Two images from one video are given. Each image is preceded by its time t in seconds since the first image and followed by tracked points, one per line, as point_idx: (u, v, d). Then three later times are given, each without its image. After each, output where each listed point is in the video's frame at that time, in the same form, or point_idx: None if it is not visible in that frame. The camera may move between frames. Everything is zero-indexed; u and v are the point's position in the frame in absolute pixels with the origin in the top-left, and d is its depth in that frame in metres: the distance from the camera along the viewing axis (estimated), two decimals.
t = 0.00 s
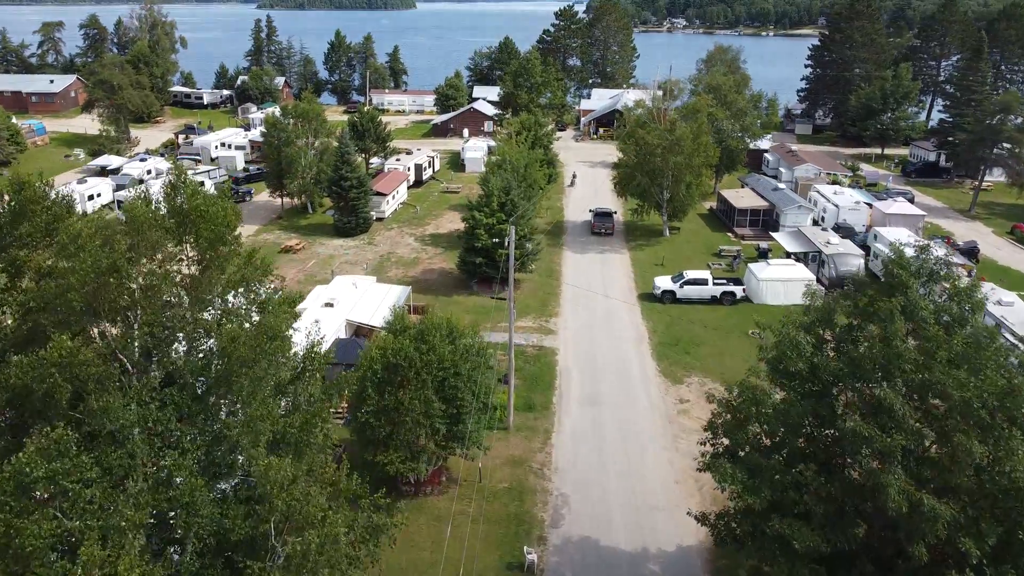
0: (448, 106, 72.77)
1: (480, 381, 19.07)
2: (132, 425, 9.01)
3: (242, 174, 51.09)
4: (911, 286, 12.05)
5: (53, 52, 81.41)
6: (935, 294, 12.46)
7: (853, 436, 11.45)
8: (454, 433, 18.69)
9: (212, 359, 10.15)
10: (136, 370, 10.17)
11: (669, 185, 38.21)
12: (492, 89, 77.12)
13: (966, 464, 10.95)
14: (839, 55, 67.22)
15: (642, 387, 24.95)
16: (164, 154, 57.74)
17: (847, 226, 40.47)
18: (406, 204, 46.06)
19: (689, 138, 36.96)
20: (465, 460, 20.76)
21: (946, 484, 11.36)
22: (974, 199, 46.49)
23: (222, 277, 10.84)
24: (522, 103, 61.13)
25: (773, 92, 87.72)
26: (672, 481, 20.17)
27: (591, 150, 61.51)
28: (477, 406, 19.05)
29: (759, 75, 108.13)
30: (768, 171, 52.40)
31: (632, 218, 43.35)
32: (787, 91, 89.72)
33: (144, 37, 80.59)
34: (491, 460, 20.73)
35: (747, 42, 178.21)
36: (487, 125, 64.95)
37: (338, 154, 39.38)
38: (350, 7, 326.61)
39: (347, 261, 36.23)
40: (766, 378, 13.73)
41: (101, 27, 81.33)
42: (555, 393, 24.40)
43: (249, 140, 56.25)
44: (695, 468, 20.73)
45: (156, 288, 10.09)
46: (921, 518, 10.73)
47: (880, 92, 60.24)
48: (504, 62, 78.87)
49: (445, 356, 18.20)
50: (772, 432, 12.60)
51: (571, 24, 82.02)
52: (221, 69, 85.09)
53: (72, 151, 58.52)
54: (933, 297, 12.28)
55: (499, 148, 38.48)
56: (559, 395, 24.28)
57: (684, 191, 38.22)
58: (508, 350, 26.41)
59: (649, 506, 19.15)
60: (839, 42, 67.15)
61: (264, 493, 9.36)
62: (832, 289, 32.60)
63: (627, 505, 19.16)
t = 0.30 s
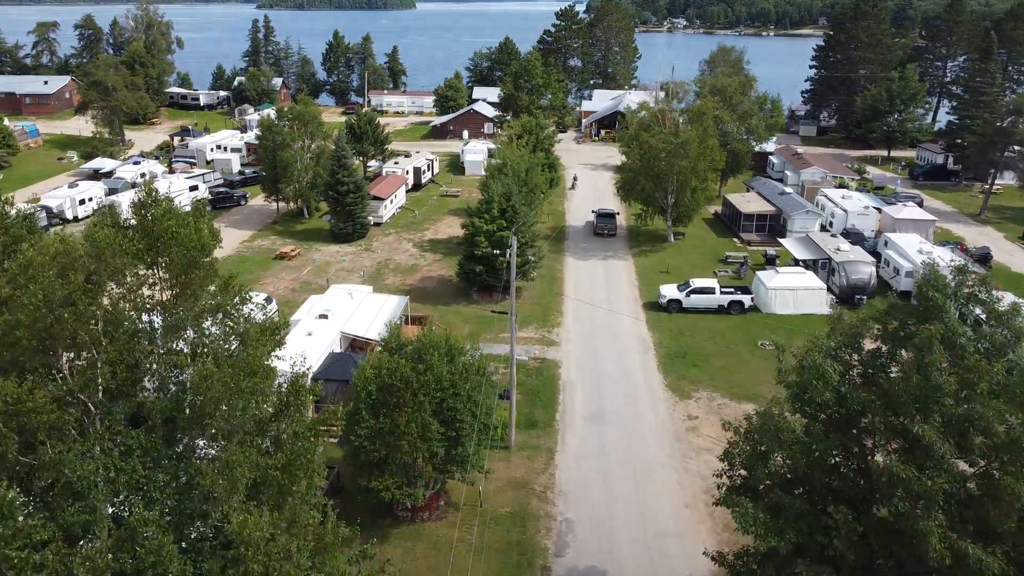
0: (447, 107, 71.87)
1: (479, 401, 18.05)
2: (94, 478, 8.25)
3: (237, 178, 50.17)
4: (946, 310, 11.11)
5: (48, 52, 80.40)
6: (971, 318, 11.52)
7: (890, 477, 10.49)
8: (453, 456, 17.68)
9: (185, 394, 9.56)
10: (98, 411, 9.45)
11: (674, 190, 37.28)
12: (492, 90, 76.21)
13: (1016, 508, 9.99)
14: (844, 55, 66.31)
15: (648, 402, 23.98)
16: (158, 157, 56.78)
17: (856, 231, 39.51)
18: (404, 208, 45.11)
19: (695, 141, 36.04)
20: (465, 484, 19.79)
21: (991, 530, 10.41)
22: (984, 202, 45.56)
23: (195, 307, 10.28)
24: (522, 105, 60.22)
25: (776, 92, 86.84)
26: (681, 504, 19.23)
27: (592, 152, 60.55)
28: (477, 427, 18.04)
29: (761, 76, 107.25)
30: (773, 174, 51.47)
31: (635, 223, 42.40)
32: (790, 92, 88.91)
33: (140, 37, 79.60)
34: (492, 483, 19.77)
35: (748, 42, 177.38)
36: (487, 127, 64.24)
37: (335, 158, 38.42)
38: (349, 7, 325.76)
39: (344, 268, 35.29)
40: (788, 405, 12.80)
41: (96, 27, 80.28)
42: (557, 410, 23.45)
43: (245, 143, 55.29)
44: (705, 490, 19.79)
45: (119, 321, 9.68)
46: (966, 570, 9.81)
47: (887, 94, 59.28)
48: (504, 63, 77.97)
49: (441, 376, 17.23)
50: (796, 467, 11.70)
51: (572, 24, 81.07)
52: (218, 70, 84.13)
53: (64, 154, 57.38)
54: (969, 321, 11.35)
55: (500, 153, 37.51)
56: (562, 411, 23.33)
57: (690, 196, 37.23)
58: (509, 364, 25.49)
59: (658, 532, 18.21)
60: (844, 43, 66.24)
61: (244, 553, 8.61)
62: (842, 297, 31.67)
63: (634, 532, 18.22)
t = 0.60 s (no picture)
0: (447, 109, 70.93)
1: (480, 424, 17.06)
2: (42, 538, 8.41)
3: (233, 181, 49.22)
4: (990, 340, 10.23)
5: (42, 53, 79.37)
6: (1016, 347, 10.63)
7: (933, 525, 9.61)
8: (451, 482, 16.72)
9: (149, 441, 9.84)
10: (53, 462, 9.52)
11: (678, 195, 36.36)
12: (492, 91, 75.23)
13: None
14: (850, 56, 65.36)
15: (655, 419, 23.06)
16: (153, 159, 55.88)
17: (865, 237, 38.56)
18: (402, 213, 44.16)
19: (702, 145, 35.10)
20: (465, 509, 18.83)
21: None
22: (995, 207, 44.61)
23: (159, 345, 10.23)
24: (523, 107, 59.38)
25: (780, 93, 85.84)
26: (691, 530, 18.28)
27: (594, 155, 59.61)
28: (478, 451, 17.03)
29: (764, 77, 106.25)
30: (779, 178, 50.54)
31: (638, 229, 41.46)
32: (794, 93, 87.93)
33: (136, 38, 78.70)
34: (493, 509, 18.80)
35: (749, 42, 176.25)
36: (487, 129, 63.27)
37: (331, 162, 37.43)
38: (348, 7, 324.84)
39: (340, 276, 34.33)
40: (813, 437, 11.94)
41: (91, 27, 79.35)
42: (561, 427, 22.49)
43: (240, 145, 54.29)
44: (716, 515, 18.82)
45: (73, 362, 9.55)
46: None
47: (893, 95, 58.35)
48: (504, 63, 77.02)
49: (439, 400, 16.24)
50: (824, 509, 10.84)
51: (573, 24, 80.12)
52: (215, 71, 83.16)
53: (58, 157, 56.56)
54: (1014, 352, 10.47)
55: (500, 157, 36.61)
56: (564, 428, 22.43)
57: (696, 201, 36.30)
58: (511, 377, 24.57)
59: (667, 561, 17.26)
60: (850, 43, 65.26)
61: None
62: (854, 306, 30.72)
63: (642, 560, 17.26)
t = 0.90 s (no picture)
0: (446, 110, 70.04)
1: (481, 450, 16.08)
2: None
3: (228, 185, 48.28)
4: None
5: (36, 54, 78.31)
6: None
7: None
8: (450, 513, 15.75)
9: (106, 503, 9.10)
10: None
11: (684, 201, 35.41)
12: (491, 93, 74.32)
13: None
14: (856, 57, 64.46)
15: (662, 437, 22.14)
16: (147, 162, 54.87)
17: (874, 243, 37.59)
18: (400, 218, 43.21)
19: (708, 149, 34.20)
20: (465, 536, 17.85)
21: None
22: (1006, 211, 43.67)
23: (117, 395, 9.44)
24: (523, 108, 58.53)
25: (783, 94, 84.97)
26: (702, 560, 17.34)
27: (596, 157, 58.66)
28: (478, 478, 16.04)
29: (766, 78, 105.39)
30: (785, 181, 49.59)
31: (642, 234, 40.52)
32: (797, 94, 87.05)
33: (132, 39, 77.74)
34: (495, 536, 17.83)
35: (749, 42, 175.27)
36: (487, 131, 62.33)
37: (327, 166, 36.45)
38: (347, 8, 323.73)
39: (336, 284, 33.38)
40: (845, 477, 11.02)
41: (86, 28, 78.33)
42: (564, 446, 21.54)
43: (236, 148, 53.33)
44: (730, 543, 17.88)
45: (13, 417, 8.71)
46: None
47: (900, 97, 57.44)
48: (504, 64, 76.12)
49: (437, 425, 15.25)
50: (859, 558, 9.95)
51: (574, 25, 79.23)
52: (212, 71, 82.17)
53: (51, 160, 55.62)
54: None
55: (501, 161, 35.65)
56: (568, 447, 21.49)
57: (702, 207, 35.35)
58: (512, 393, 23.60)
59: None
60: (855, 44, 64.35)
61: None
62: (866, 316, 29.76)
63: None
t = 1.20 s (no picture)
0: (446, 112, 69.20)
1: (483, 479, 15.11)
2: None
3: (223, 190, 47.35)
4: None
5: (31, 55, 77.34)
6: None
7: None
8: (448, 547, 14.77)
9: None
10: None
11: (690, 206, 34.46)
12: (491, 94, 73.43)
13: None
14: (862, 58, 63.54)
15: (672, 456, 21.21)
16: (142, 166, 53.99)
17: (884, 250, 36.66)
18: (399, 223, 42.29)
19: (715, 154, 33.28)
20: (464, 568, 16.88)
21: None
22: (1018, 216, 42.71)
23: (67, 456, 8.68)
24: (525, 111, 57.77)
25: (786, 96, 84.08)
26: None
27: (598, 160, 57.78)
28: (478, 510, 15.05)
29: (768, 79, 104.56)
30: (790, 185, 48.65)
31: (646, 241, 39.59)
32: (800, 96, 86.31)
33: (127, 39, 76.86)
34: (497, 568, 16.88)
35: (750, 43, 174.18)
36: (488, 133, 61.49)
37: (323, 171, 35.49)
38: (346, 8, 322.93)
39: (332, 293, 32.43)
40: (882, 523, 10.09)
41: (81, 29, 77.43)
42: (568, 467, 20.61)
43: (232, 151, 52.38)
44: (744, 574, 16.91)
45: None
46: None
47: (907, 99, 56.50)
48: (504, 66, 75.30)
49: (435, 454, 14.28)
50: None
51: (575, 25, 78.37)
52: (209, 72, 81.30)
53: (44, 163, 54.75)
54: None
55: (502, 166, 34.79)
56: (573, 468, 20.58)
57: (708, 213, 34.43)
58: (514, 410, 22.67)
59: None
60: (861, 45, 63.44)
61: None
62: (879, 327, 28.84)
63: None
